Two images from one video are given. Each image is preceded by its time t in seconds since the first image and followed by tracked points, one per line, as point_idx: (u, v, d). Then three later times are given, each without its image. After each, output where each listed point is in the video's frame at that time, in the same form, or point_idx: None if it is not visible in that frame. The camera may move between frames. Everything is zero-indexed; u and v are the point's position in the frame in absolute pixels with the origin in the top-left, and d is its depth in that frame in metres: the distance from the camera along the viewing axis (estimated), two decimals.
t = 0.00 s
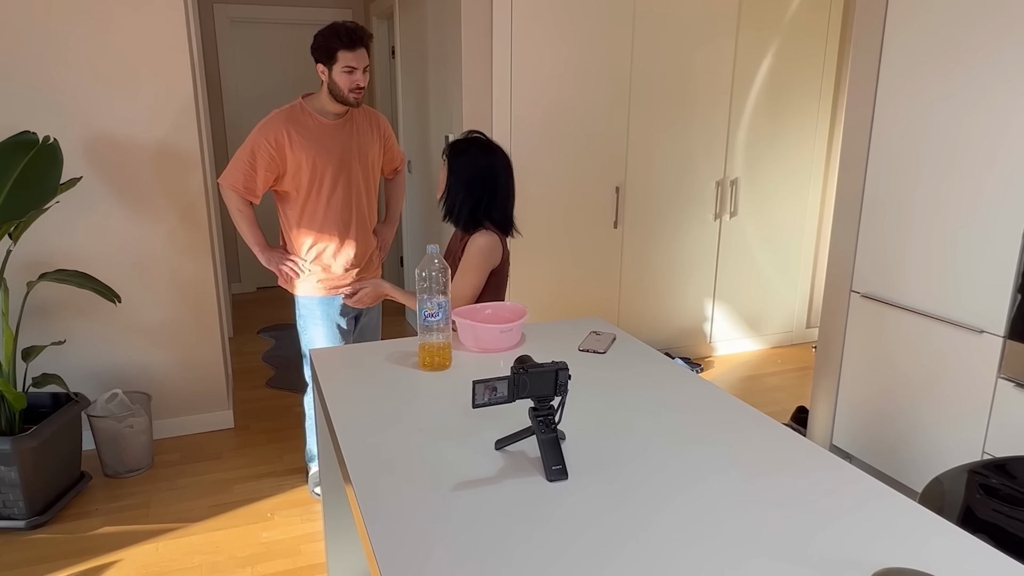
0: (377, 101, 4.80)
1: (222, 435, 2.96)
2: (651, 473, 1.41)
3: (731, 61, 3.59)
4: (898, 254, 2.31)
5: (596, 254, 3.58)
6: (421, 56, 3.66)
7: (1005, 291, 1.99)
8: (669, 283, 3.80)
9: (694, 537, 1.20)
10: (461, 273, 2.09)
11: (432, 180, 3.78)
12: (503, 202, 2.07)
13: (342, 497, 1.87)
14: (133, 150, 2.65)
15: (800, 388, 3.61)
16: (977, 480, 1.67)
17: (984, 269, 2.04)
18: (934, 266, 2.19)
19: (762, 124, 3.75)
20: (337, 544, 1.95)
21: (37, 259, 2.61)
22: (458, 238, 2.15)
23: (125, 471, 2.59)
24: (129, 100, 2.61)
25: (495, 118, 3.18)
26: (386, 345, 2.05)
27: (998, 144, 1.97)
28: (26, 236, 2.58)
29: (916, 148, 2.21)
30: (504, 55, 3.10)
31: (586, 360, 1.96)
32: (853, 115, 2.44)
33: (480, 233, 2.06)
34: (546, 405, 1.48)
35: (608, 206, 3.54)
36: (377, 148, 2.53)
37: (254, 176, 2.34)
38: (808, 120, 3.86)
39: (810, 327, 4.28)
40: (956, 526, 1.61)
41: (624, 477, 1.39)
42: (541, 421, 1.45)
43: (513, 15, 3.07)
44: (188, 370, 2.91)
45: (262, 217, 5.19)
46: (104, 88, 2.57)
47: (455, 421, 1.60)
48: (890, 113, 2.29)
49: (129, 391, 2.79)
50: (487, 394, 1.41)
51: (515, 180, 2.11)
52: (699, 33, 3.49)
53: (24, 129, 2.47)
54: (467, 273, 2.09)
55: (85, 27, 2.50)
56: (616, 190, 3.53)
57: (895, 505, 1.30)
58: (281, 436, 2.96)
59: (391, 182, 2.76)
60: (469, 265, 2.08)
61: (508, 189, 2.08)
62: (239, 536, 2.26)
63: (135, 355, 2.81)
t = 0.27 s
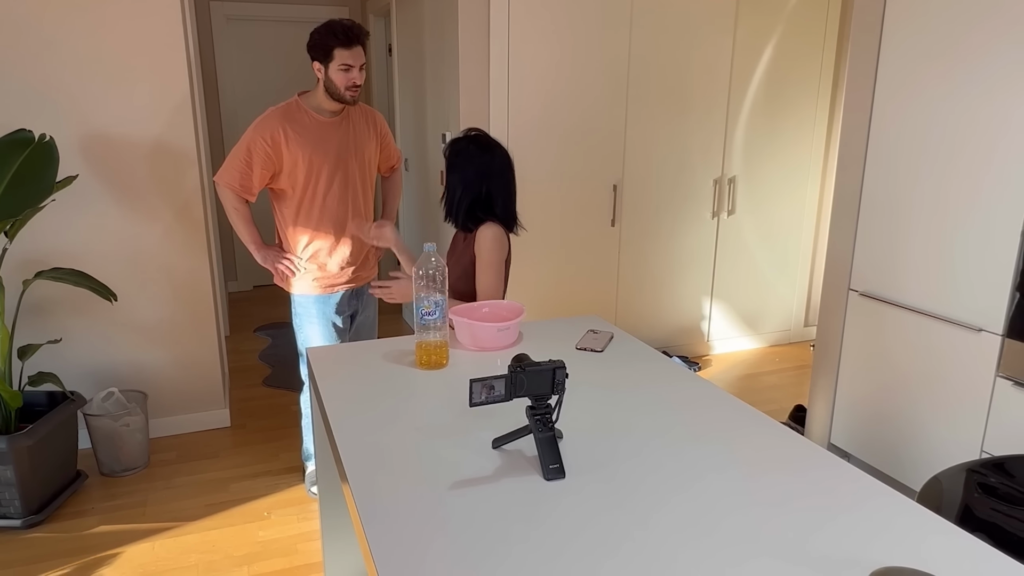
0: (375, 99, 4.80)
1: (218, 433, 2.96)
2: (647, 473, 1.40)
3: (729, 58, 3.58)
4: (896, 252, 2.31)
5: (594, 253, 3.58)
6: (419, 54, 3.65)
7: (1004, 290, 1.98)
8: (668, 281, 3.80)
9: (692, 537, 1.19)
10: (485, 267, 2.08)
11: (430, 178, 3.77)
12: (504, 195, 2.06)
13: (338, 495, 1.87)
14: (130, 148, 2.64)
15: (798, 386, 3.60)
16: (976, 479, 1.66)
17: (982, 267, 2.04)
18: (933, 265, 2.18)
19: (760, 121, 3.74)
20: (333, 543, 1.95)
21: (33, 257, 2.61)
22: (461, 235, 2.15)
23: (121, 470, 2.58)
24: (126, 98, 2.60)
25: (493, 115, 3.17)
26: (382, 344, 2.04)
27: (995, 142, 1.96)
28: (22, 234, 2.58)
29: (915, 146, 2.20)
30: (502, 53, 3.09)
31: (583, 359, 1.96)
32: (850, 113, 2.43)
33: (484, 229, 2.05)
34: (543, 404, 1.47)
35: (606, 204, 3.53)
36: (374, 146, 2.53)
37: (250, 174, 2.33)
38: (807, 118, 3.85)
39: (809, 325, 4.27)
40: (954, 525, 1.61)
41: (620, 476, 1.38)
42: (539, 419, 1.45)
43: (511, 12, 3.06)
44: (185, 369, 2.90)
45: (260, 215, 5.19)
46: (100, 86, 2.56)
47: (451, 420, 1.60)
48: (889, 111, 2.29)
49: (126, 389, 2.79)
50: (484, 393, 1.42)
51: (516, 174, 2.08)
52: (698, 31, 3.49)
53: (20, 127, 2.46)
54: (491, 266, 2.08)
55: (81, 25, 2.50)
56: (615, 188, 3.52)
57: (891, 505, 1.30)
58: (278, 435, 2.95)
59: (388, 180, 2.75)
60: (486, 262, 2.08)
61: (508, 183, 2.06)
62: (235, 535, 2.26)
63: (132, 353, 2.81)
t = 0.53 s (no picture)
0: (377, 97, 4.79)
1: (221, 433, 2.96)
2: (650, 472, 1.40)
3: (732, 58, 3.58)
4: (901, 252, 2.30)
5: (597, 253, 3.57)
6: (422, 53, 3.65)
7: (1008, 290, 1.98)
8: (671, 281, 3.79)
9: (697, 536, 1.19)
10: (509, 265, 2.08)
11: (433, 178, 3.77)
12: (518, 197, 2.08)
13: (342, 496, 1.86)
14: (132, 147, 2.64)
15: (802, 386, 3.60)
16: (981, 480, 1.65)
17: (986, 267, 2.03)
18: (937, 264, 2.18)
19: (764, 120, 3.74)
20: (337, 544, 1.94)
21: (36, 256, 2.60)
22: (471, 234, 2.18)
23: (124, 470, 2.58)
24: (128, 97, 2.60)
25: (495, 114, 3.17)
26: (385, 343, 2.04)
27: (999, 143, 1.96)
28: (25, 233, 2.57)
29: (919, 146, 2.20)
30: (505, 52, 3.08)
31: (588, 359, 1.95)
32: (855, 113, 2.43)
33: (495, 227, 2.07)
34: (547, 404, 1.46)
35: (610, 204, 3.53)
36: (376, 145, 2.52)
37: (251, 175, 2.33)
38: (810, 116, 3.84)
39: (812, 325, 4.27)
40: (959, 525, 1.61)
41: (624, 476, 1.38)
42: (543, 419, 1.44)
43: (514, 11, 3.06)
44: (188, 369, 2.90)
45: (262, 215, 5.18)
46: (102, 85, 2.56)
47: (455, 420, 1.59)
48: (893, 110, 2.28)
49: (128, 389, 2.79)
50: (488, 393, 1.41)
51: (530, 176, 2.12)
52: (700, 31, 3.48)
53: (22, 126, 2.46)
54: (516, 262, 2.08)
55: (83, 24, 2.49)
56: (618, 187, 3.52)
57: (895, 505, 1.29)
58: (281, 435, 2.95)
59: (392, 179, 2.75)
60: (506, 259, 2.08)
61: (523, 185, 2.09)
62: (238, 535, 2.25)
63: (134, 353, 2.80)
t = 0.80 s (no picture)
0: (379, 96, 4.79)
1: (223, 432, 2.95)
2: (654, 471, 1.39)
3: (734, 56, 3.57)
4: (904, 251, 2.30)
5: (599, 251, 3.57)
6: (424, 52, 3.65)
7: (1011, 288, 1.98)
8: (673, 280, 3.79)
9: (702, 535, 1.19)
10: (518, 267, 2.10)
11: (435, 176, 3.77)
12: (528, 195, 2.11)
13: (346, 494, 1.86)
14: (134, 145, 2.64)
15: (805, 385, 3.60)
16: (985, 478, 1.65)
17: (990, 266, 2.03)
18: (941, 263, 2.17)
19: (767, 118, 3.73)
20: (340, 542, 1.94)
21: (38, 255, 2.60)
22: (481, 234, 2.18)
23: (125, 469, 2.57)
24: (130, 96, 2.60)
25: (498, 113, 3.17)
26: (388, 342, 2.04)
27: (1003, 141, 1.96)
28: (27, 232, 2.57)
29: (922, 144, 2.20)
30: (507, 50, 3.08)
31: (591, 357, 1.95)
32: (858, 111, 2.43)
33: (506, 227, 2.09)
34: (550, 402, 1.46)
35: (612, 202, 3.53)
36: (377, 143, 2.52)
37: (252, 174, 2.33)
38: (813, 114, 3.84)
39: (816, 324, 4.26)
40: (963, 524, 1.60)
41: (627, 474, 1.38)
42: (545, 418, 1.44)
43: (516, 9, 3.05)
44: (189, 367, 2.89)
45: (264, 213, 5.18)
46: (104, 83, 2.56)
47: (459, 418, 1.59)
48: (896, 108, 2.28)
49: (130, 388, 2.78)
50: (491, 392, 1.40)
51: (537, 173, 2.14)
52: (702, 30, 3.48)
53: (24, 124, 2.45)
54: (526, 264, 2.10)
55: (85, 22, 2.49)
56: (621, 185, 3.52)
57: (899, 504, 1.29)
58: (283, 433, 2.94)
59: (394, 177, 2.75)
60: (515, 261, 2.10)
61: (532, 183, 2.11)
62: (240, 534, 2.25)
63: (135, 352, 2.80)
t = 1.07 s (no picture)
0: (379, 95, 4.79)
1: (222, 430, 2.95)
2: (654, 468, 1.39)
3: (735, 54, 3.57)
4: (904, 249, 2.29)
5: (599, 249, 3.57)
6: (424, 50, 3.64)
7: (1012, 286, 1.97)
8: (674, 278, 3.79)
9: (704, 533, 1.18)
10: (524, 265, 2.11)
11: (435, 174, 3.76)
12: (534, 193, 2.15)
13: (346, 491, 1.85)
14: (134, 143, 2.63)
15: (806, 382, 3.59)
16: (986, 476, 1.65)
17: (990, 263, 2.03)
18: (941, 262, 2.17)
19: (767, 115, 3.73)
20: (339, 539, 1.93)
21: (37, 252, 2.60)
22: (491, 236, 2.18)
23: (125, 467, 2.57)
24: (130, 94, 2.59)
25: (498, 110, 3.16)
26: (388, 339, 2.03)
27: (1004, 139, 1.95)
28: (26, 229, 2.57)
29: (923, 142, 2.19)
30: (508, 48, 3.08)
31: (591, 355, 1.95)
32: (859, 108, 2.42)
33: (517, 226, 2.09)
34: (550, 400, 1.46)
35: (613, 199, 3.52)
36: (376, 140, 2.52)
37: (251, 172, 2.32)
38: (813, 111, 3.83)
39: (816, 321, 4.26)
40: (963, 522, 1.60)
41: (628, 472, 1.37)
42: (545, 416, 1.44)
43: (517, 7, 3.05)
44: (189, 365, 2.89)
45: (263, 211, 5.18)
46: (103, 81, 2.55)
47: (459, 416, 1.59)
48: (897, 106, 2.27)
49: (129, 385, 2.78)
50: (491, 389, 1.39)
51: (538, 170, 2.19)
52: (702, 28, 3.48)
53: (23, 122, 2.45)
54: (532, 262, 2.11)
55: (84, 19, 2.49)
56: (621, 182, 3.51)
57: (900, 502, 1.29)
58: (283, 431, 2.94)
59: (394, 174, 2.75)
60: (523, 259, 2.11)
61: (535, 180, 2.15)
62: (240, 532, 2.24)
63: (135, 350, 2.80)
